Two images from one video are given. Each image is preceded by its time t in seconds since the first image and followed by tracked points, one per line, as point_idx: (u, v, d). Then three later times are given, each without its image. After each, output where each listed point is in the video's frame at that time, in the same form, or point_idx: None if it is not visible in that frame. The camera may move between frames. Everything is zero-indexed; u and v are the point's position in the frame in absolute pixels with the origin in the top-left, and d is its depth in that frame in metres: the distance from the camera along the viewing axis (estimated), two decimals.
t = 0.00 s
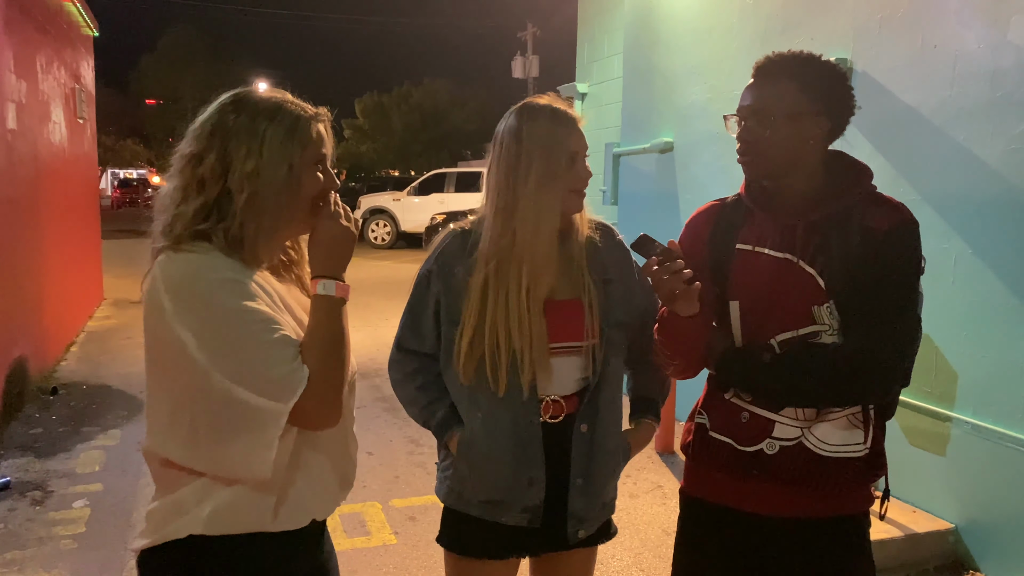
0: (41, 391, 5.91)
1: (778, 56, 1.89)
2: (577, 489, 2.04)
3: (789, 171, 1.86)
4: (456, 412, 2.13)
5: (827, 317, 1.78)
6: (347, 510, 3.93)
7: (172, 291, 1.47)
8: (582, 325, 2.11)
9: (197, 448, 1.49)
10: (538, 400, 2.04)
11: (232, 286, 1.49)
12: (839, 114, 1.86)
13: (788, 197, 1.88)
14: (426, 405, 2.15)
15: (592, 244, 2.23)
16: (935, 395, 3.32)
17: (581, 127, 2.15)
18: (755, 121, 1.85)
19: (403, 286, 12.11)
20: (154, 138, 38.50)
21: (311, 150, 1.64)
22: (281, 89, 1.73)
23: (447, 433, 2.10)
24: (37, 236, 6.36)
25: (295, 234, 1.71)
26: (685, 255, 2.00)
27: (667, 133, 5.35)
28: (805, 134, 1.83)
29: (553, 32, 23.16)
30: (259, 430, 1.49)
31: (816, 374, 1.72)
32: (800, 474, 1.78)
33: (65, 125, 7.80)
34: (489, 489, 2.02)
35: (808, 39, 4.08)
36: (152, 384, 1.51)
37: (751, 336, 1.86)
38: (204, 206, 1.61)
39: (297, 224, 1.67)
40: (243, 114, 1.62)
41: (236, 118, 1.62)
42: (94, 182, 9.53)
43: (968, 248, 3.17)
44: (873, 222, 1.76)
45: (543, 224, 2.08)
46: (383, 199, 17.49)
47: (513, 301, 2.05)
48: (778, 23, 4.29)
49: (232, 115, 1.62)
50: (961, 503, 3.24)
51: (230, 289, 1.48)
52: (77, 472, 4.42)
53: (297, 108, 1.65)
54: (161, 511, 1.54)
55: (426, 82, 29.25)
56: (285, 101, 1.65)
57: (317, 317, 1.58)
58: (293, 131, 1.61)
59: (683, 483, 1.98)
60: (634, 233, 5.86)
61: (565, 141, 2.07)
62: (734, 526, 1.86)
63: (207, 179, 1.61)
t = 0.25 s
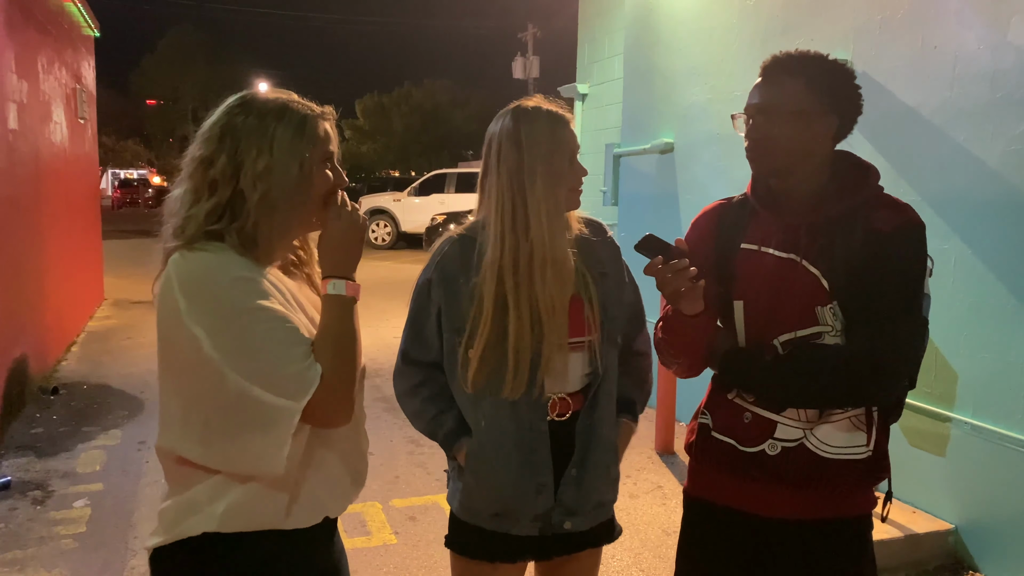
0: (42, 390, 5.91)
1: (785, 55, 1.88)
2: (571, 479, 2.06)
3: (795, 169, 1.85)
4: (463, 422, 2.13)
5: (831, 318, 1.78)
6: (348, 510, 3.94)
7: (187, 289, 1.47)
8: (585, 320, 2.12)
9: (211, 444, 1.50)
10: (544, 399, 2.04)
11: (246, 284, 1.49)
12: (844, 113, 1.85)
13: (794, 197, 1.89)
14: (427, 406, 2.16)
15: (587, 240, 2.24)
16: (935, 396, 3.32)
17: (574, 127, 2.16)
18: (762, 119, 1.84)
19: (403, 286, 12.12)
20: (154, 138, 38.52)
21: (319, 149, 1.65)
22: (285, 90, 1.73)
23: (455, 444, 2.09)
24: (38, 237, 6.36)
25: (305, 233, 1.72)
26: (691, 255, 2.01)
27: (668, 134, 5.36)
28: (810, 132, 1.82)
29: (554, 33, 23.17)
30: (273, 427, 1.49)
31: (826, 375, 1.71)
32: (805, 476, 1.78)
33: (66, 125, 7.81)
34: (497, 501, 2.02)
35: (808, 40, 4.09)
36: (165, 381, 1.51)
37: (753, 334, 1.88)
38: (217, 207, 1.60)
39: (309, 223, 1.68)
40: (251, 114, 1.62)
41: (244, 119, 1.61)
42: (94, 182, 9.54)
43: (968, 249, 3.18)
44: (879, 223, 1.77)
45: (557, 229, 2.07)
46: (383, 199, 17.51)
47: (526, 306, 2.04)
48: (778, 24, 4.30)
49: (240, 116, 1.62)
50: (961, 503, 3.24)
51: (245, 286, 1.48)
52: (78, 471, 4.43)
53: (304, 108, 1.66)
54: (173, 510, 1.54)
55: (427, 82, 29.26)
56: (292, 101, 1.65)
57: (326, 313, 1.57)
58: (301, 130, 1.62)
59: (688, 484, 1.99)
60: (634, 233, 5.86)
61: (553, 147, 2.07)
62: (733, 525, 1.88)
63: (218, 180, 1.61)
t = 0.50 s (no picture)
0: (42, 390, 5.92)
1: (790, 56, 1.88)
2: (576, 477, 2.07)
3: (804, 170, 1.84)
4: (462, 426, 2.11)
5: (834, 318, 1.78)
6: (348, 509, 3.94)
7: (198, 285, 1.47)
8: (580, 316, 2.13)
9: (221, 439, 1.50)
10: (541, 397, 2.04)
11: (257, 279, 1.49)
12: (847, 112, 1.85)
13: (799, 196, 1.88)
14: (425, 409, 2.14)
15: (574, 237, 2.23)
16: (935, 396, 3.33)
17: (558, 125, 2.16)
18: (768, 119, 1.83)
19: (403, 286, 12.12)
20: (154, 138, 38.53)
21: (325, 146, 1.64)
22: (290, 89, 1.73)
23: (453, 450, 2.07)
24: (39, 236, 6.36)
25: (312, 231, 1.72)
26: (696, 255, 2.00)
27: (668, 134, 5.36)
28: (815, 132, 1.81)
29: (554, 33, 23.18)
30: (283, 422, 1.49)
31: (832, 376, 1.71)
32: (809, 475, 1.78)
33: (66, 125, 7.81)
34: (499, 503, 2.01)
35: (808, 40, 4.09)
36: (174, 376, 1.51)
37: (759, 334, 1.86)
38: (226, 205, 1.60)
39: (317, 220, 1.68)
40: (257, 113, 1.62)
41: (250, 118, 1.62)
42: (95, 181, 9.55)
43: (968, 249, 3.18)
44: (884, 222, 1.77)
45: (544, 228, 2.06)
46: (383, 199, 17.51)
47: (519, 305, 2.03)
48: (778, 24, 4.30)
49: (246, 114, 1.62)
50: (961, 503, 3.25)
51: (256, 281, 1.49)
52: (79, 471, 4.43)
53: (310, 106, 1.66)
54: (181, 507, 1.54)
55: (427, 83, 29.27)
56: (297, 99, 1.65)
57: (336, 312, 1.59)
58: (307, 128, 1.62)
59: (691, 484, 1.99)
60: (634, 233, 5.87)
61: (539, 148, 2.07)
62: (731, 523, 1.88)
63: (226, 178, 1.61)
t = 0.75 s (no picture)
0: (42, 390, 5.92)
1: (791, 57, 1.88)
2: (562, 477, 2.06)
3: (808, 171, 1.85)
4: (445, 421, 2.10)
5: (837, 317, 1.78)
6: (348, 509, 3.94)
7: (203, 282, 1.46)
8: (566, 315, 2.14)
9: (222, 438, 1.50)
10: (526, 399, 2.04)
11: (265, 278, 1.49)
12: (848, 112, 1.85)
13: (805, 196, 1.88)
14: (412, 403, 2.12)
15: (567, 238, 2.23)
16: (935, 395, 3.32)
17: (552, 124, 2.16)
18: (771, 120, 1.84)
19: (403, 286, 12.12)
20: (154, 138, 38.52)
21: (332, 148, 1.65)
22: (297, 89, 1.73)
23: (435, 444, 2.07)
24: (38, 236, 6.36)
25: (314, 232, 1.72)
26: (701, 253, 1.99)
27: (668, 134, 5.36)
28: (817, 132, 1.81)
29: (554, 33, 23.18)
30: (287, 422, 1.49)
31: (835, 377, 1.72)
32: (810, 474, 1.78)
33: (66, 124, 7.81)
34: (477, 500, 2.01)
35: (808, 40, 4.09)
36: (176, 375, 1.50)
37: (762, 333, 1.87)
38: (232, 202, 1.59)
39: (321, 221, 1.68)
40: (266, 112, 1.62)
41: (258, 118, 1.61)
42: (95, 181, 9.55)
43: (968, 248, 3.17)
44: (887, 221, 1.78)
45: (531, 228, 2.07)
46: (383, 199, 17.51)
47: (500, 304, 2.03)
48: (778, 24, 4.30)
49: (255, 114, 1.62)
50: (961, 503, 3.24)
51: (263, 280, 1.48)
52: (78, 470, 4.43)
53: (317, 107, 1.66)
54: (180, 506, 1.53)
55: (427, 82, 29.27)
56: (305, 100, 1.65)
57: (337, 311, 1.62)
58: (315, 129, 1.62)
59: (695, 482, 1.98)
60: (634, 233, 5.87)
61: (530, 148, 2.07)
62: (732, 521, 1.89)
63: (232, 176, 1.60)
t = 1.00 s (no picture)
0: (42, 390, 5.92)
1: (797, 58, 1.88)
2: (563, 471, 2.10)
3: (813, 169, 1.85)
4: (434, 415, 2.08)
5: (843, 317, 1.77)
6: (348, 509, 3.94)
7: (205, 283, 1.46)
8: (564, 313, 2.14)
9: (222, 441, 1.49)
10: (516, 399, 2.04)
11: (267, 280, 1.49)
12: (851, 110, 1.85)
13: (811, 195, 1.88)
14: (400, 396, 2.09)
15: (563, 236, 2.25)
16: (936, 395, 3.32)
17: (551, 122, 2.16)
18: (776, 119, 1.84)
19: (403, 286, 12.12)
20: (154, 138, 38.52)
21: (333, 150, 1.65)
22: (298, 89, 1.72)
23: (424, 440, 2.04)
24: (38, 236, 6.36)
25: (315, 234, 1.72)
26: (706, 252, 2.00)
27: (668, 133, 5.36)
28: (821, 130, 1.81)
29: (554, 33, 23.18)
30: (288, 424, 1.49)
31: (837, 376, 1.71)
32: (812, 473, 1.78)
33: (66, 124, 7.81)
34: (466, 496, 2.01)
35: (809, 39, 4.09)
36: (177, 377, 1.50)
37: (768, 332, 1.86)
38: (232, 203, 1.59)
39: (322, 222, 1.68)
40: (266, 112, 1.61)
41: (259, 118, 1.61)
42: (95, 181, 9.55)
43: (968, 248, 3.17)
44: (894, 219, 1.77)
45: (530, 229, 2.06)
46: (383, 199, 17.52)
47: (495, 298, 2.02)
48: (778, 23, 4.30)
49: (256, 113, 1.61)
50: (962, 503, 3.24)
51: (265, 282, 1.48)
52: (78, 470, 4.43)
53: (319, 107, 1.65)
54: (179, 508, 1.53)
55: (427, 82, 29.27)
56: (306, 100, 1.65)
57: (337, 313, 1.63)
58: (317, 129, 1.62)
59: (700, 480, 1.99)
60: (634, 232, 5.86)
61: (527, 144, 2.06)
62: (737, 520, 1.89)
63: (232, 176, 1.59)
